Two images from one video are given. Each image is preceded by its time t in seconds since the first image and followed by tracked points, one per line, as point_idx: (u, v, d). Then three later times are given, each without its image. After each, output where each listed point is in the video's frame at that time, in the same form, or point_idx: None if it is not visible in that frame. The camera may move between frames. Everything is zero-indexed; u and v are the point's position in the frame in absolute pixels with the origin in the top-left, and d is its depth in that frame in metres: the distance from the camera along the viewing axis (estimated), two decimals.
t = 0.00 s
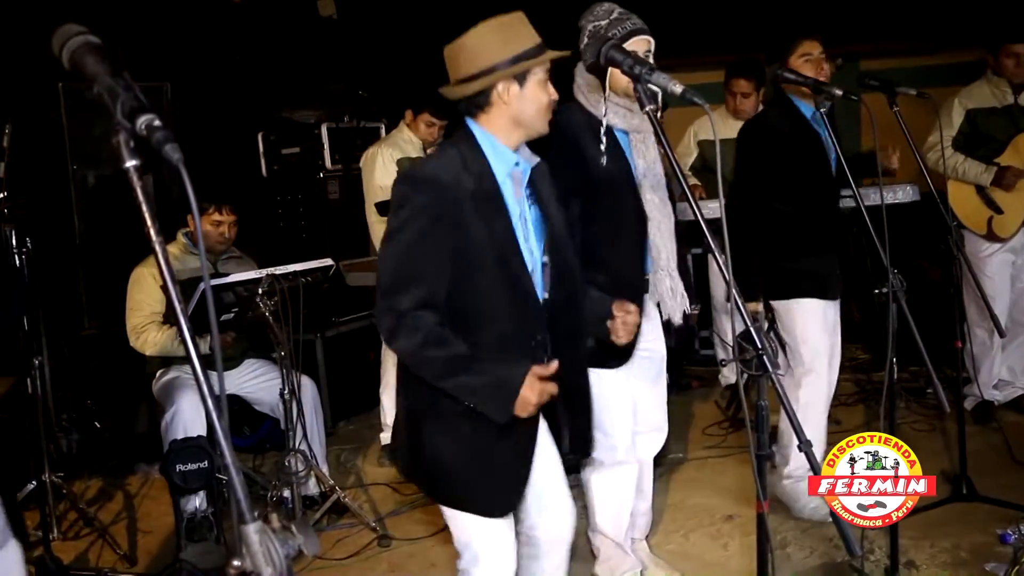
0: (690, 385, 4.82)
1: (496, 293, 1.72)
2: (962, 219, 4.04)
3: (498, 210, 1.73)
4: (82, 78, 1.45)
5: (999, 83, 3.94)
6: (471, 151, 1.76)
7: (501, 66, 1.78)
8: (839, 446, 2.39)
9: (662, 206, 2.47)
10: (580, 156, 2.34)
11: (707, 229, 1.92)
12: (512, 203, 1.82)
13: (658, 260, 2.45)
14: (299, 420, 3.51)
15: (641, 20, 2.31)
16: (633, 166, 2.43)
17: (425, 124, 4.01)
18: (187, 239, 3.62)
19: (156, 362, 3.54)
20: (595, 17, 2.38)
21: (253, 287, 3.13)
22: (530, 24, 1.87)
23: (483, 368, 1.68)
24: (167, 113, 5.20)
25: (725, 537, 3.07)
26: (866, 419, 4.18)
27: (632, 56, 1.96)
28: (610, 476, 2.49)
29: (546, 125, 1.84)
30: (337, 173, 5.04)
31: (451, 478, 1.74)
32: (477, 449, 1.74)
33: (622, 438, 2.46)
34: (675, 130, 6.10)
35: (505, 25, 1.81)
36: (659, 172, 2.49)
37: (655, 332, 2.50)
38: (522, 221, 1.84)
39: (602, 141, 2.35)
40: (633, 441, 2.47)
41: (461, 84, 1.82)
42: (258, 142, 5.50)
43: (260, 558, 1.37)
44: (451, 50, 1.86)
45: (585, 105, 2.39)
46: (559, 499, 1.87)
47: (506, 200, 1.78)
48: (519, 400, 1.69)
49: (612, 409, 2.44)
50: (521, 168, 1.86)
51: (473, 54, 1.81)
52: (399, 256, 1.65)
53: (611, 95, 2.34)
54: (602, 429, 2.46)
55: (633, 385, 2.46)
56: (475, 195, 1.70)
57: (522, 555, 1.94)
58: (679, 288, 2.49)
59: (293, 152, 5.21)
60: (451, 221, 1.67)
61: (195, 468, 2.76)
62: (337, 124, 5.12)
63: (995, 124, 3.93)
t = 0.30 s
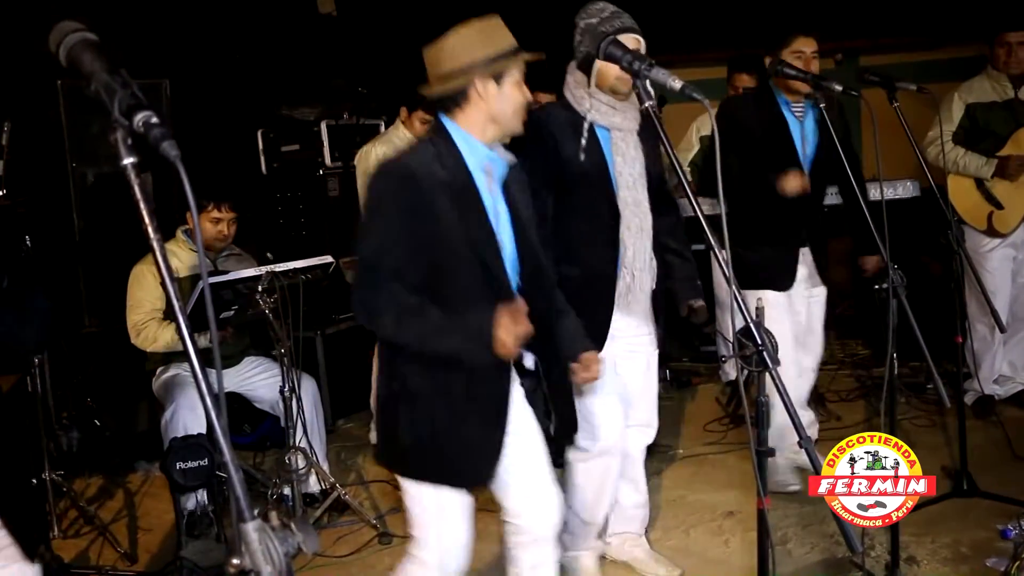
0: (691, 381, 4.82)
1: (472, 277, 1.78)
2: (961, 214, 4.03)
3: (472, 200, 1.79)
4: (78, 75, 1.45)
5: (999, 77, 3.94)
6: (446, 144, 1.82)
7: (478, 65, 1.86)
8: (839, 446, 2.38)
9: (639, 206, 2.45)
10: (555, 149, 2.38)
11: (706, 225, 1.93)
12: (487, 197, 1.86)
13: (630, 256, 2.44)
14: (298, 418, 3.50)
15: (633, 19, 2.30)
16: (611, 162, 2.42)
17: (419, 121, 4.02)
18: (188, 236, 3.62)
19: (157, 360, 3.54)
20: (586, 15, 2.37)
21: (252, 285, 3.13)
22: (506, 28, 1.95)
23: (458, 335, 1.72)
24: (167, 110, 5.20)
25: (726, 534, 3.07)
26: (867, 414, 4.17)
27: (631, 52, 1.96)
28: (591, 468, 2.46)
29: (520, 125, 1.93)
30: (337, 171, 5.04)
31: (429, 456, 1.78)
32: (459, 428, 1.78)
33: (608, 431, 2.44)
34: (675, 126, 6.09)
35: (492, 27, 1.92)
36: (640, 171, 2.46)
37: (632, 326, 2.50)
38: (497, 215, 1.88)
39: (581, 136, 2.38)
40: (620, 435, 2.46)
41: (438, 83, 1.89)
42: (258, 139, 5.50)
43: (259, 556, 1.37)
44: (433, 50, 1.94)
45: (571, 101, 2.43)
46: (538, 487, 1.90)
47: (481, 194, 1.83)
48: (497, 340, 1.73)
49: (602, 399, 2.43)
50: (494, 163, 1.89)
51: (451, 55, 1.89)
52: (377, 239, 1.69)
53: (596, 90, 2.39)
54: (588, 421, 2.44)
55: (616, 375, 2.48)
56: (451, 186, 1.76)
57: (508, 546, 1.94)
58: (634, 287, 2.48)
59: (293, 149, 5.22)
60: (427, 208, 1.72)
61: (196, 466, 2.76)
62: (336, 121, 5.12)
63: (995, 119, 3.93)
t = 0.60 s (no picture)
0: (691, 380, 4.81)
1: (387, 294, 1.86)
2: (961, 211, 4.03)
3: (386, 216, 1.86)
4: (75, 75, 1.44)
5: (999, 74, 3.94)
6: (370, 165, 1.90)
7: (414, 83, 1.89)
8: (839, 446, 2.37)
9: (615, 207, 2.50)
10: (529, 154, 2.41)
11: (705, 223, 1.94)
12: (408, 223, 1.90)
13: (609, 259, 2.50)
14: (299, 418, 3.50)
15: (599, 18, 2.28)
16: (585, 164, 2.48)
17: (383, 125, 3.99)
18: (187, 236, 3.62)
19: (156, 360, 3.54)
20: (554, 16, 2.40)
21: (252, 284, 3.11)
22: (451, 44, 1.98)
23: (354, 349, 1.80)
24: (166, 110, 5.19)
25: (726, 532, 3.07)
26: (867, 412, 4.17)
27: (628, 50, 1.95)
28: (554, 472, 2.56)
29: (457, 146, 1.94)
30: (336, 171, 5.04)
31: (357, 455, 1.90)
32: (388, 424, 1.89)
33: (568, 436, 2.52)
34: (674, 123, 6.10)
35: (419, 45, 1.93)
36: (614, 171, 2.51)
37: (624, 332, 2.56)
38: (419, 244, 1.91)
39: (552, 140, 2.42)
40: (581, 441, 2.55)
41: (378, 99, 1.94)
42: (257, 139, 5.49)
43: (258, 556, 1.37)
44: (372, 67, 1.99)
45: (542, 105, 2.47)
46: (478, 485, 1.97)
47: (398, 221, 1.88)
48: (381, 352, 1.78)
49: (563, 404, 2.50)
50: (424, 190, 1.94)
51: (390, 71, 1.93)
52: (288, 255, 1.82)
53: (566, 92, 2.43)
54: (554, 424, 2.52)
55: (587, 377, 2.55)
56: (358, 209, 1.84)
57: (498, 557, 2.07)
58: (627, 291, 2.51)
59: (292, 148, 5.23)
60: (332, 230, 1.83)
61: (196, 467, 2.75)
62: (334, 120, 5.12)
63: (995, 116, 3.92)
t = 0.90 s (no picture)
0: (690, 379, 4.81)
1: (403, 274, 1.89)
2: (961, 209, 4.03)
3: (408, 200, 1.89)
4: (72, 75, 1.44)
5: (999, 72, 3.93)
6: (388, 146, 1.92)
7: (426, 61, 1.94)
8: (839, 446, 2.38)
9: (621, 203, 2.50)
10: (534, 149, 2.39)
11: (701, 221, 1.94)
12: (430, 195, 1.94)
13: (615, 254, 2.49)
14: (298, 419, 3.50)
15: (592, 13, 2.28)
16: (590, 160, 2.47)
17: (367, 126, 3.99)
18: (185, 235, 3.62)
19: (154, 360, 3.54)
20: (551, 11, 2.38)
21: (251, 284, 3.13)
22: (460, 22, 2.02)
23: (387, 341, 1.85)
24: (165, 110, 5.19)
25: (726, 531, 3.07)
26: (866, 411, 4.17)
27: (628, 49, 1.95)
28: (551, 469, 2.57)
29: (470, 124, 1.99)
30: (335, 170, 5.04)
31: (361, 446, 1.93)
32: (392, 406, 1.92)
33: (565, 433, 2.54)
34: (672, 122, 6.10)
35: (429, 28, 1.97)
36: (618, 166, 2.52)
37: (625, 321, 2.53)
38: (440, 216, 1.95)
39: (556, 134, 2.40)
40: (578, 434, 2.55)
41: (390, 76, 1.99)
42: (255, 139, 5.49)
43: (257, 557, 1.36)
44: (383, 48, 2.04)
45: (544, 101, 2.44)
46: (494, 483, 2.01)
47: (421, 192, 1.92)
48: (423, 347, 1.85)
49: (562, 401, 2.52)
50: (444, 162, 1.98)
51: (402, 50, 1.98)
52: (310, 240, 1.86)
53: (570, 87, 2.41)
54: (551, 419, 2.54)
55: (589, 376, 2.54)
56: (381, 187, 1.87)
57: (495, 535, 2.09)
58: (627, 285, 2.52)
59: (291, 148, 5.24)
60: (360, 210, 1.86)
61: (195, 467, 2.75)
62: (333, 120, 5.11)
63: (994, 114, 3.92)
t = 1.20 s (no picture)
0: (688, 379, 4.81)
1: (476, 302, 1.86)
2: (961, 208, 4.04)
3: (479, 224, 1.86)
4: (72, 77, 1.44)
5: (997, 71, 3.95)
6: (451, 167, 1.89)
7: (472, 80, 1.95)
8: (840, 447, 2.54)
9: (647, 204, 2.48)
10: (560, 154, 2.36)
11: (702, 221, 1.91)
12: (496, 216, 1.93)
13: (640, 254, 2.49)
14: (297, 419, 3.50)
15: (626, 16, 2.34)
16: (616, 162, 2.45)
17: (365, 131, 3.98)
18: (184, 236, 3.61)
19: (153, 361, 3.53)
20: (581, 13, 2.40)
21: (251, 284, 3.11)
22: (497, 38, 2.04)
23: (476, 386, 1.83)
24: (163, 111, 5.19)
25: (725, 530, 3.07)
26: (865, 410, 4.18)
27: (627, 49, 1.95)
28: (591, 481, 2.45)
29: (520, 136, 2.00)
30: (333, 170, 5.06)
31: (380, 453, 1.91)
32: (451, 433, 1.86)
33: (611, 441, 2.42)
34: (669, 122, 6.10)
35: (478, 36, 2.00)
36: (644, 168, 2.51)
37: (648, 331, 2.53)
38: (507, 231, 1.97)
39: (582, 134, 2.38)
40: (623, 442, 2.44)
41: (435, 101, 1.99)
42: (254, 139, 5.50)
43: (257, 559, 1.36)
44: (427, 73, 2.04)
45: (571, 102, 2.43)
46: (557, 494, 1.97)
47: (491, 215, 1.90)
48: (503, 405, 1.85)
49: (608, 407, 2.40)
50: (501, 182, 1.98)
51: (446, 72, 1.98)
52: (391, 271, 1.79)
53: (598, 90, 2.39)
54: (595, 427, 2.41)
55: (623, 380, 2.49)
56: (457, 218, 1.84)
57: (531, 546, 2.03)
58: (658, 289, 2.50)
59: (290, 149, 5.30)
60: (435, 243, 1.81)
61: (195, 467, 2.75)
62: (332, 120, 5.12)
63: (993, 113, 3.93)
